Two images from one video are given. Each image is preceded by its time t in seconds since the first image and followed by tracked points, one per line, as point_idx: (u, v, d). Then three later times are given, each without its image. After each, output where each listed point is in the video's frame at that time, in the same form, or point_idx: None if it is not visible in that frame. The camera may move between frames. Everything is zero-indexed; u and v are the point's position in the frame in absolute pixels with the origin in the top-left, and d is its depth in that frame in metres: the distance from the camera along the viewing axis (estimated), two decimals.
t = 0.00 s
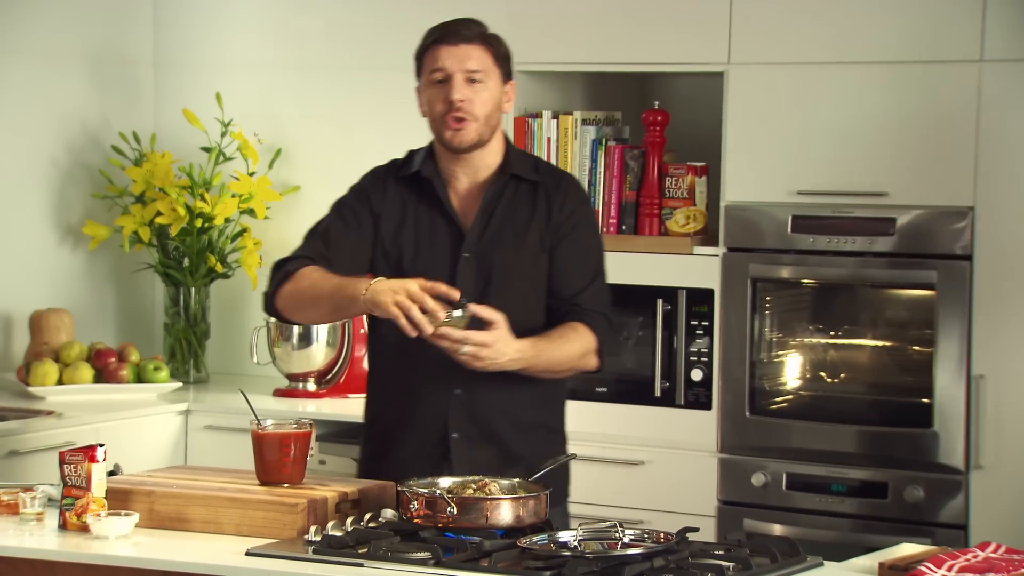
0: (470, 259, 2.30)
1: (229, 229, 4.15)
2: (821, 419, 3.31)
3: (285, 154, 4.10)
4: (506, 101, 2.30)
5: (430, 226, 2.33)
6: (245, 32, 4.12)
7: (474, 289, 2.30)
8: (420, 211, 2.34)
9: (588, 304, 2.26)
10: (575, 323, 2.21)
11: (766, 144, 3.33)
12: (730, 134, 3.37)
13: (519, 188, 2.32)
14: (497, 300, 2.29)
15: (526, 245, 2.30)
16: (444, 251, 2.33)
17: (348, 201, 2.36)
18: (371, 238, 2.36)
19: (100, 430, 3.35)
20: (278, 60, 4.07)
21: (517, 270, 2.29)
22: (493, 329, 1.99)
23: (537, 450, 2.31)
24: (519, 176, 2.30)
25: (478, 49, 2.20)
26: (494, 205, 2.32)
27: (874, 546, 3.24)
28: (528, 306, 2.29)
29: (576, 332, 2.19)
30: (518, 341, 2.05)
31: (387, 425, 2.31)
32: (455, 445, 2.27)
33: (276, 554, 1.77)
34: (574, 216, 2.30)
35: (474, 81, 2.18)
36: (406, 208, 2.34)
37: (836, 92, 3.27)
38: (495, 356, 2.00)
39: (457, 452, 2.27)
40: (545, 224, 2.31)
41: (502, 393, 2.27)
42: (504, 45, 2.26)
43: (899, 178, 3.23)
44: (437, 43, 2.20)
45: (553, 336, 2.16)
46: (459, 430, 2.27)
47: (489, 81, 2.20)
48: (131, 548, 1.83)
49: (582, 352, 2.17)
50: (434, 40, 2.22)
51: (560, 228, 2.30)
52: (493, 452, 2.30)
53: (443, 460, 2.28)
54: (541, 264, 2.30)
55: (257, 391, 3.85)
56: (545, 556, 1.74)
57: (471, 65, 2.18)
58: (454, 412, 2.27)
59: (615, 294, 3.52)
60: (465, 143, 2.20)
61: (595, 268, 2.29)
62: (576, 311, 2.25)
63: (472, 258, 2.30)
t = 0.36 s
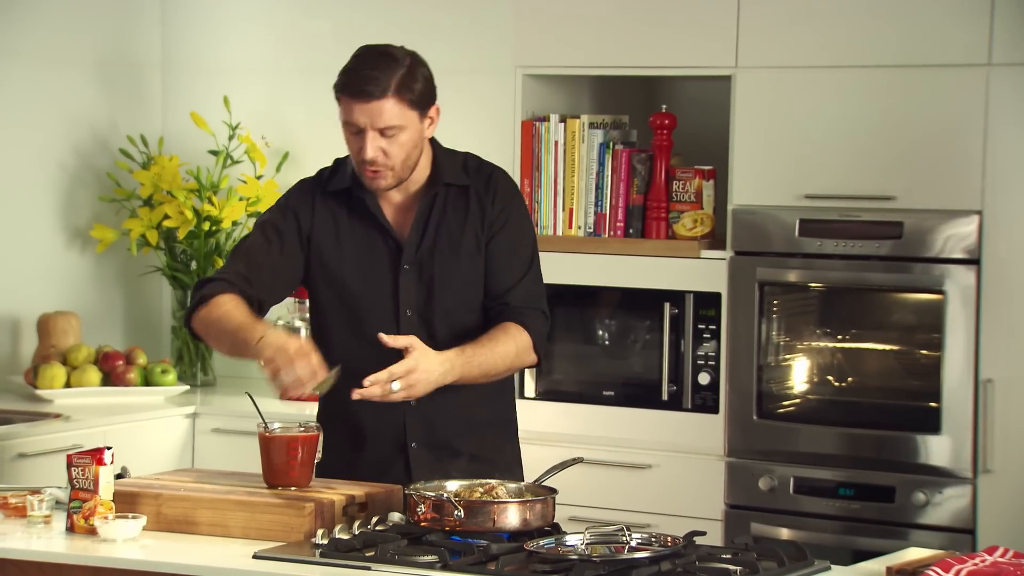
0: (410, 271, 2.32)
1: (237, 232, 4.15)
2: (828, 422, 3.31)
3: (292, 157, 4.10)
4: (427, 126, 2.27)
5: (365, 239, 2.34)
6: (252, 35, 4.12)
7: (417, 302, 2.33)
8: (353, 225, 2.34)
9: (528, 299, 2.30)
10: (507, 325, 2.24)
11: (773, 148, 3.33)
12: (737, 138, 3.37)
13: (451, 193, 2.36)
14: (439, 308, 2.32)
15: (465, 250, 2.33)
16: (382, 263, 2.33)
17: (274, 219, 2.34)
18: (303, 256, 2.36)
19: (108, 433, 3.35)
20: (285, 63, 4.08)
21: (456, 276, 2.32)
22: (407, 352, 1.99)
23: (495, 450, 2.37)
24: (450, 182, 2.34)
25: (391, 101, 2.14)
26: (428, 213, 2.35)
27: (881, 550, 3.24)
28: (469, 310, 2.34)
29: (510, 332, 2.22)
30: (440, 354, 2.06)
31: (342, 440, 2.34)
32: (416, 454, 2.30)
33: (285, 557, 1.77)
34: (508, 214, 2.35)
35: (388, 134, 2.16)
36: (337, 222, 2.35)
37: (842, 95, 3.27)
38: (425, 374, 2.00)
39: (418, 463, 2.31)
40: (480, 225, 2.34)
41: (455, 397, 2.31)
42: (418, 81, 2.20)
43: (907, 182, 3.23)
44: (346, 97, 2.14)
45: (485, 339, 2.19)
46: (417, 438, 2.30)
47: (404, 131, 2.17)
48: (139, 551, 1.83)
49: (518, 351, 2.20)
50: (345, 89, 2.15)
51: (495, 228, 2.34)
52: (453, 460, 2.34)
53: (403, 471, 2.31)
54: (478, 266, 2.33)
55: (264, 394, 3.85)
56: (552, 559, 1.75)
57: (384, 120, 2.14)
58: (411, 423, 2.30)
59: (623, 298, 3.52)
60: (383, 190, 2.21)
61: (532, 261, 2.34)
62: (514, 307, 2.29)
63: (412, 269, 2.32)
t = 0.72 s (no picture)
0: (411, 281, 2.28)
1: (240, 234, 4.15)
2: (830, 425, 3.30)
3: (294, 159, 4.11)
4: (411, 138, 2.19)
5: (358, 257, 2.26)
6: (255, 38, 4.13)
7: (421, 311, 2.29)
8: (344, 245, 2.26)
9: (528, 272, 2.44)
10: (537, 298, 2.41)
11: (777, 149, 3.33)
12: (740, 141, 3.37)
13: (432, 195, 2.35)
14: (445, 310, 2.32)
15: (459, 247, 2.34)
16: (380, 278, 2.28)
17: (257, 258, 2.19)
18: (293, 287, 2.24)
19: (110, 436, 3.36)
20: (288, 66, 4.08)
21: (457, 274, 2.34)
22: (506, 380, 2.11)
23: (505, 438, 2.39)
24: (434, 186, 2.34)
25: (389, 130, 2.05)
26: (416, 218, 2.32)
27: (884, 553, 3.23)
28: (472, 306, 2.36)
29: (542, 302, 2.41)
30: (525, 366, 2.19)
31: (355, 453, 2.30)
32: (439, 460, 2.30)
33: (287, 559, 1.77)
34: (492, 203, 2.41)
35: (388, 161, 2.07)
36: (326, 245, 2.25)
37: (845, 97, 3.27)
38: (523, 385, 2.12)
39: (440, 465, 2.30)
40: (468, 218, 2.37)
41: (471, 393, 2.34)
42: (406, 98, 2.09)
43: (910, 184, 3.23)
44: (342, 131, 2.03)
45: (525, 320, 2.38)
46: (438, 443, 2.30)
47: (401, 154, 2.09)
48: (141, 553, 1.83)
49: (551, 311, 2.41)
50: (337, 122, 2.04)
51: (486, 217, 2.39)
52: (469, 459, 2.33)
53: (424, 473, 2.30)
54: (475, 258, 2.37)
55: (267, 397, 3.85)
56: (555, 562, 1.75)
57: (385, 149, 2.05)
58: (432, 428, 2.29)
59: (625, 300, 3.52)
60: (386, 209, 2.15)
61: (523, 240, 2.44)
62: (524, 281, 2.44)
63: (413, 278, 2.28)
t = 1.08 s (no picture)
0: (423, 289, 2.28)
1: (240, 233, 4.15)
2: (830, 423, 3.30)
3: (294, 158, 4.10)
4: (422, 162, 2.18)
5: (371, 262, 2.26)
6: (254, 37, 4.12)
7: (432, 318, 2.29)
8: (357, 250, 2.25)
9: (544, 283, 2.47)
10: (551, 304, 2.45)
11: (777, 148, 3.33)
12: (740, 140, 3.37)
13: (449, 203, 2.36)
14: (455, 319, 2.32)
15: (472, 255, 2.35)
16: (392, 284, 2.27)
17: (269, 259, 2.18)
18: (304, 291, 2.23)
19: (110, 434, 3.36)
20: (288, 65, 4.08)
21: (469, 283, 2.34)
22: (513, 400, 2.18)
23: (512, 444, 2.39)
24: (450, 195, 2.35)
25: (396, 147, 2.05)
26: (431, 226, 2.32)
27: (884, 552, 3.24)
28: (483, 314, 2.36)
29: (554, 308, 2.45)
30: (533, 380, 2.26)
31: (363, 453, 2.31)
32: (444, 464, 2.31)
33: (286, 557, 1.77)
34: (510, 214, 2.41)
35: (390, 178, 2.07)
36: (339, 250, 2.25)
37: (845, 96, 3.27)
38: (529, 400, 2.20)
39: (446, 467, 2.31)
40: (483, 226, 2.38)
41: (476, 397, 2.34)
42: (422, 123, 2.11)
43: (910, 183, 3.23)
44: (349, 138, 2.03)
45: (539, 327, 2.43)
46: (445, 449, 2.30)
47: (405, 174, 2.09)
48: (140, 551, 1.83)
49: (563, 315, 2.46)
50: (346, 129, 2.04)
51: (502, 228, 2.40)
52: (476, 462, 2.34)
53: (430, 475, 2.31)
54: (488, 266, 2.39)
55: (267, 395, 3.85)
56: (554, 560, 1.75)
57: (388, 165, 2.05)
58: (438, 433, 2.29)
59: (625, 299, 3.52)
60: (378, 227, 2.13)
61: (539, 250, 2.46)
62: (539, 290, 2.47)
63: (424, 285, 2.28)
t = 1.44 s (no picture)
0: (408, 294, 2.28)
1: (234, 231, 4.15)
2: (824, 421, 3.31)
3: (288, 156, 4.11)
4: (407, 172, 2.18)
5: (354, 267, 2.25)
6: (248, 34, 4.12)
7: (417, 323, 2.29)
8: (340, 255, 2.24)
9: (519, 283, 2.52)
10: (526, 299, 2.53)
11: (770, 146, 3.33)
12: (734, 137, 3.37)
13: (433, 207, 2.36)
14: (438, 323, 2.33)
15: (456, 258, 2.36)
16: (377, 289, 2.27)
17: (252, 263, 2.16)
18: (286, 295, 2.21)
19: (104, 432, 3.35)
20: (281, 62, 4.08)
21: (451, 287, 2.36)
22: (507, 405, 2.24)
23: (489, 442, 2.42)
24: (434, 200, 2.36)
25: (381, 157, 2.04)
26: (416, 230, 2.32)
27: (877, 549, 3.24)
28: (462, 316, 2.38)
29: (532, 301, 2.53)
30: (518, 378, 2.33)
31: (343, 454, 2.30)
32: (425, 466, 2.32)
33: (280, 555, 1.77)
34: (490, 218, 2.44)
35: (374, 187, 2.07)
36: (323, 254, 2.23)
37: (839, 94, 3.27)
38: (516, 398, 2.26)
39: (427, 467, 2.32)
40: (466, 230, 2.39)
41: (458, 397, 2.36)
42: (408, 134, 2.11)
43: (903, 182, 3.23)
44: (334, 148, 2.03)
45: (518, 322, 2.51)
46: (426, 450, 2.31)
47: (389, 184, 2.09)
48: (134, 549, 1.83)
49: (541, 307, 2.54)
50: (331, 136, 2.04)
51: (483, 232, 2.43)
52: (455, 461, 2.37)
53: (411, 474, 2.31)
54: (469, 269, 2.41)
55: (261, 393, 3.85)
56: (548, 558, 1.75)
57: (372, 175, 2.05)
58: (420, 435, 2.30)
59: (619, 296, 3.52)
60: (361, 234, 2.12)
61: (518, 250, 2.50)
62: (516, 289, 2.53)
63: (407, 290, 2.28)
